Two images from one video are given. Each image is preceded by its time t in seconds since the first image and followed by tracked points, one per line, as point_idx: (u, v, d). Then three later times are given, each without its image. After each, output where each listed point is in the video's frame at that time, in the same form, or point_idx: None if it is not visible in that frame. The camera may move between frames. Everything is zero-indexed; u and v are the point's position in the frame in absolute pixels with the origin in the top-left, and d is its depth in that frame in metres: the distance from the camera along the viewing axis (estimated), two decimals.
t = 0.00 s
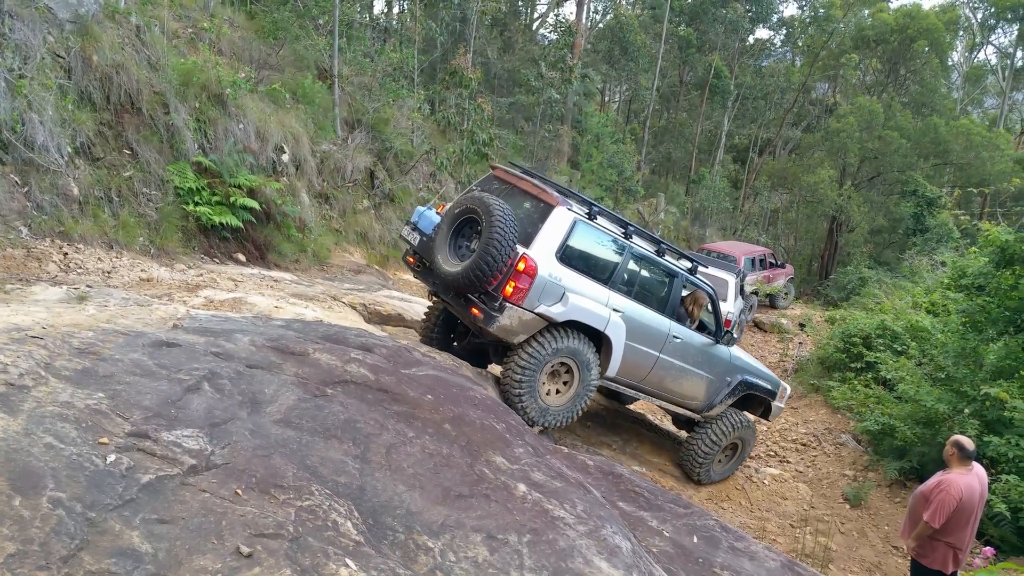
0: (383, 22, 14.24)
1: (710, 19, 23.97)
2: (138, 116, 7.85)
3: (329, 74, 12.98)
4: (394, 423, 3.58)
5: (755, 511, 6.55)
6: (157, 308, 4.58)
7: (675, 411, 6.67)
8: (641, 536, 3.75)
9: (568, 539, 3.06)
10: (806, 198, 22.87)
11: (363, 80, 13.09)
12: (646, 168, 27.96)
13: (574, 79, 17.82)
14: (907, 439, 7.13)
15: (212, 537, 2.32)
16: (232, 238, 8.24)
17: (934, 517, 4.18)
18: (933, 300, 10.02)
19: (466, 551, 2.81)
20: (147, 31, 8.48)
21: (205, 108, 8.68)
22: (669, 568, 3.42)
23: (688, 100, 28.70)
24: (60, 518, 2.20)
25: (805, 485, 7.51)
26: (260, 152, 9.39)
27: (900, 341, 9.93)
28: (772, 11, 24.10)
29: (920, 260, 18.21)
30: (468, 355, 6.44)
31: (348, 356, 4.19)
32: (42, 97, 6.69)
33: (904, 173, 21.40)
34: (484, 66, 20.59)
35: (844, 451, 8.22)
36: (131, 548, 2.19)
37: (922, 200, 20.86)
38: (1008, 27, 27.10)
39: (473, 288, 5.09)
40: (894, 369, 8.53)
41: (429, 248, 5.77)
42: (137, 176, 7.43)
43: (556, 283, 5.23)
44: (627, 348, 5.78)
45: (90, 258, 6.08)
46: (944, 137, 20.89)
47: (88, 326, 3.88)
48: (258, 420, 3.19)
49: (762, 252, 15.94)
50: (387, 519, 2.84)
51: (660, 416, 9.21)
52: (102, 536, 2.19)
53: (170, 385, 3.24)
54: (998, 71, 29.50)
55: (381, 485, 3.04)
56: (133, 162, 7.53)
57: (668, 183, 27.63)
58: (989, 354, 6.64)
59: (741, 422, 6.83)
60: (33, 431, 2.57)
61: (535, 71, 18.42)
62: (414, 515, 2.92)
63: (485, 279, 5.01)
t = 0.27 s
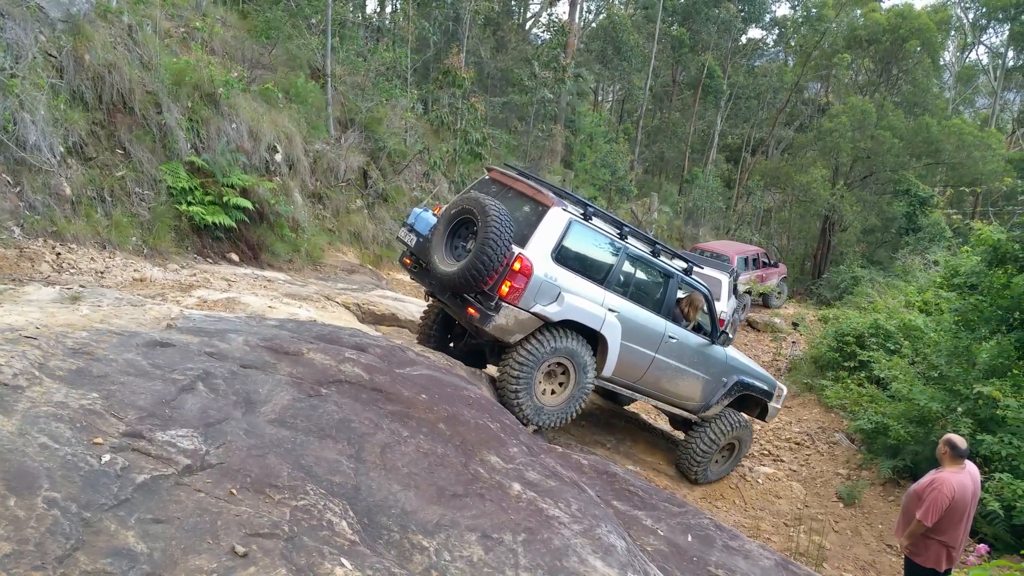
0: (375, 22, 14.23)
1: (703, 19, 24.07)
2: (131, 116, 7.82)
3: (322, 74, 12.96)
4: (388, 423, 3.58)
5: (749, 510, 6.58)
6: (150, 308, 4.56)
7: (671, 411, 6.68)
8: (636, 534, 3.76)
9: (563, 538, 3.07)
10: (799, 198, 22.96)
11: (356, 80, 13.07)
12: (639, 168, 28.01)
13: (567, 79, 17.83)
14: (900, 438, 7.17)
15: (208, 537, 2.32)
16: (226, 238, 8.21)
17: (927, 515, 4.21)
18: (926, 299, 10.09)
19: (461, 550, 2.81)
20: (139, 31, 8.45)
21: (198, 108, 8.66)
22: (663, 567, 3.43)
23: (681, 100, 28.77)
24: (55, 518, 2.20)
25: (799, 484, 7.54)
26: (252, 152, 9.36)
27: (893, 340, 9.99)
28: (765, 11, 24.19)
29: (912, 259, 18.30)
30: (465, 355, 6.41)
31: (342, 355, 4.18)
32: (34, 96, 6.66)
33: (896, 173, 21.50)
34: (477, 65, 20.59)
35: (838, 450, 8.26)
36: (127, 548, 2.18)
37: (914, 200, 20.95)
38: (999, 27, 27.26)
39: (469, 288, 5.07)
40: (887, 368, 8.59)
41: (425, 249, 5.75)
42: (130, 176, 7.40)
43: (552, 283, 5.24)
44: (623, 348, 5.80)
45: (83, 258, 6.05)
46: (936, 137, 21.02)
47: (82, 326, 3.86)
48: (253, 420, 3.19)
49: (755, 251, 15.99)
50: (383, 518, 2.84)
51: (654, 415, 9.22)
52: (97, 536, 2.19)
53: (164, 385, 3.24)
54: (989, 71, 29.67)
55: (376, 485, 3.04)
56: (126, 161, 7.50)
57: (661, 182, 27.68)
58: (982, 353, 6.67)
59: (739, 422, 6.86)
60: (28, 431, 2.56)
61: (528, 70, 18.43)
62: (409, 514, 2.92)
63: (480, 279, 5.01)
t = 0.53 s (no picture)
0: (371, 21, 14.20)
1: (699, 19, 24.10)
2: (125, 114, 7.79)
3: (317, 73, 12.93)
4: (383, 423, 3.58)
5: (743, 510, 6.59)
6: (144, 307, 4.54)
7: (666, 410, 6.68)
8: (630, 534, 3.76)
9: (558, 538, 3.07)
10: (793, 199, 23.04)
11: (351, 79, 13.05)
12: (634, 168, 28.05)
13: (563, 79, 17.81)
14: (894, 438, 7.20)
15: (202, 537, 2.31)
16: (220, 237, 8.19)
17: (919, 515, 4.23)
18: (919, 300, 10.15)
19: (456, 550, 2.81)
20: (133, 28, 8.41)
21: (192, 106, 8.62)
22: (658, 567, 3.44)
23: (676, 101, 28.82)
24: (49, 517, 2.18)
25: (793, 483, 7.57)
26: (247, 151, 9.33)
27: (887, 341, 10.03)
28: (760, 12, 24.26)
29: (906, 260, 18.38)
30: (459, 354, 6.40)
31: (337, 355, 4.18)
32: (28, 94, 6.62)
33: (890, 174, 21.57)
34: (472, 65, 20.58)
35: (831, 450, 8.29)
36: (121, 547, 2.17)
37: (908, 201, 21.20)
38: (992, 29, 27.36)
39: (463, 285, 5.07)
40: (881, 368, 8.63)
41: (420, 247, 5.74)
42: (124, 174, 7.37)
43: (547, 281, 5.25)
44: (618, 346, 5.80)
45: (76, 256, 6.02)
46: (930, 138, 21.05)
47: (76, 325, 3.85)
48: (247, 419, 3.17)
49: (750, 252, 16.04)
50: (377, 518, 2.83)
51: (649, 415, 9.24)
52: (90, 535, 2.18)
53: (158, 384, 3.22)
54: (982, 72, 29.78)
55: (371, 485, 3.03)
56: (120, 160, 7.46)
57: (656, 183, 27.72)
58: (975, 354, 6.71)
59: (734, 421, 6.91)
60: (21, 430, 2.55)
61: (524, 70, 18.44)
62: (404, 514, 2.92)
63: (475, 276, 5.01)
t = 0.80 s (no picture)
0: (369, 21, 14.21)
1: (697, 20, 24.14)
2: (124, 113, 7.79)
3: (315, 72, 12.94)
4: (380, 422, 3.58)
5: (740, 511, 6.60)
6: (142, 305, 4.55)
7: (664, 411, 6.70)
8: (626, 535, 3.77)
9: (554, 538, 3.08)
10: (791, 200, 23.06)
11: (349, 79, 13.06)
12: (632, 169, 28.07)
13: (561, 79, 17.83)
14: (891, 441, 7.20)
15: (199, 535, 2.31)
16: (218, 236, 8.19)
17: (915, 518, 4.25)
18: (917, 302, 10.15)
19: (452, 550, 2.81)
20: (132, 28, 8.41)
21: (191, 105, 8.62)
22: (654, 568, 3.44)
23: (674, 102, 28.84)
24: (46, 515, 2.19)
25: (790, 485, 7.57)
26: (246, 150, 9.33)
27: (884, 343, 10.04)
28: (758, 13, 24.29)
29: (903, 262, 18.40)
30: (457, 355, 6.42)
31: (334, 354, 4.18)
32: (27, 93, 6.62)
33: (888, 175, 21.58)
34: (471, 65, 20.60)
35: (829, 452, 8.30)
36: (117, 545, 2.18)
37: (906, 203, 21.04)
38: (991, 31, 27.38)
39: (461, 288, 5.08)
40: (878, 370, 8.63)
41: (418, 250, 5.75)
42: (123, 173, 7.37)
43: (544, 283, 5.25)
44: (615, 348, 5.81)
45: (74, 255, 6.03)
46: (928, 140, 21.05)
47: (74, 323, 3.85)
48: (244, 419, 3.18)
49: (747, 253, 16.06)
50: (374, 518, 2.84)
51: (646, 416, 9.25)
52: (88, 533, 2.18)
53: (156, 382, 3.23)
54: (981, 74, 29.81)
55: (368, 484, 3.04)
56: (119, 159, 7.47)
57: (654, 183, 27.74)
58: (973, 356, 6.73)
59: (732, 421, 6.93)
60: (19, 428, 2.55)
61: (522, 70, 18.46)
62: (400, 514, 2.93)
63: (473, 279, 5.01)
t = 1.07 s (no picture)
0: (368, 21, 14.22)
1: (697, 18, 24.12)
2: (124, 114, 7.80)
3: (315, 72, 12.95)
4: (380, 422, 3.58)
5: (740, 511, 6.60)
6: (142, 305, 4.56)
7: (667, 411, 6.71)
8: (627, 534, 3.77)
9: (554, 537, 3.08)
10: (792, 199, 23.06)
11: (349, 78, 13.07)
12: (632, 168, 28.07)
13: (560, 78, 17.82)
14: (892, 439, 7.20)
15: (199, 535, 2.31)
16: (218, 236, 8.20)
17: (914, 518, 4.25)
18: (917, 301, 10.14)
19: (452, 549, 2.82)
20: (132, 28, 8.42)
21: (191, 106, 8.63)
22: (655, 567, 3.44)
23: (674, 100, 28.84)
24: (47, 515, 2.19)
25: (790, 484, 7.57)
26: (245, 150, 9.34)
27: (885, 341, 10.03)
28: (758, 12, 24.27)
29: (904, 261, 18.39)
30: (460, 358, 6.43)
31: (334, 354, 4.19)
32: (28, 94, 6.63)
33: (889, 174, 21.55)
34: (470, 64, 20.61)
35: (829, 451, 8.30)
36: (118, 544, 2.18)
37: (906, 201, 21.04)
38: (992, 29, 27.34)
39: (465, 290, 5.08)
40: (879, 369, 8.62)
41: (420, 253, 5.75)
42: (123, 174, 7.38)
43: (547, 285, 5.25)
44: (618, 349, 5.82)
45: (75, 255, 6.03)
46: (929, 138, 21.04)
47: (75, 323, 3.85)
48: (245, 418, 3.18)
49: (747, 252, 16.06)
50: (374, 517, 2.84)
51: (646, 415, 9.25)
52: (89, 533, 2.19)
53: (156, 382, 3.24)
54: (982, 72, 29.78)
55: (368, 483, 3.04)
56: (119, 159, 7.48)
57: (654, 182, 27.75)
58: (974, 355, 6.72)
59: (734, 421, 6.94)
60: (20, 427, 2.55)
61: (522, 70, 18.46)
62: (400, 513, 2.93)
63: (476, 281, 5.01)
